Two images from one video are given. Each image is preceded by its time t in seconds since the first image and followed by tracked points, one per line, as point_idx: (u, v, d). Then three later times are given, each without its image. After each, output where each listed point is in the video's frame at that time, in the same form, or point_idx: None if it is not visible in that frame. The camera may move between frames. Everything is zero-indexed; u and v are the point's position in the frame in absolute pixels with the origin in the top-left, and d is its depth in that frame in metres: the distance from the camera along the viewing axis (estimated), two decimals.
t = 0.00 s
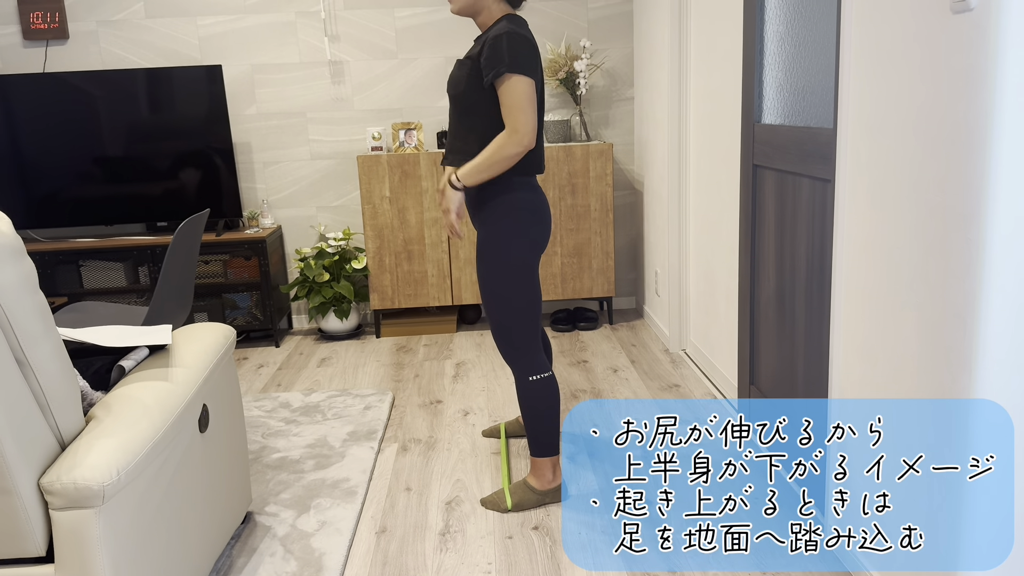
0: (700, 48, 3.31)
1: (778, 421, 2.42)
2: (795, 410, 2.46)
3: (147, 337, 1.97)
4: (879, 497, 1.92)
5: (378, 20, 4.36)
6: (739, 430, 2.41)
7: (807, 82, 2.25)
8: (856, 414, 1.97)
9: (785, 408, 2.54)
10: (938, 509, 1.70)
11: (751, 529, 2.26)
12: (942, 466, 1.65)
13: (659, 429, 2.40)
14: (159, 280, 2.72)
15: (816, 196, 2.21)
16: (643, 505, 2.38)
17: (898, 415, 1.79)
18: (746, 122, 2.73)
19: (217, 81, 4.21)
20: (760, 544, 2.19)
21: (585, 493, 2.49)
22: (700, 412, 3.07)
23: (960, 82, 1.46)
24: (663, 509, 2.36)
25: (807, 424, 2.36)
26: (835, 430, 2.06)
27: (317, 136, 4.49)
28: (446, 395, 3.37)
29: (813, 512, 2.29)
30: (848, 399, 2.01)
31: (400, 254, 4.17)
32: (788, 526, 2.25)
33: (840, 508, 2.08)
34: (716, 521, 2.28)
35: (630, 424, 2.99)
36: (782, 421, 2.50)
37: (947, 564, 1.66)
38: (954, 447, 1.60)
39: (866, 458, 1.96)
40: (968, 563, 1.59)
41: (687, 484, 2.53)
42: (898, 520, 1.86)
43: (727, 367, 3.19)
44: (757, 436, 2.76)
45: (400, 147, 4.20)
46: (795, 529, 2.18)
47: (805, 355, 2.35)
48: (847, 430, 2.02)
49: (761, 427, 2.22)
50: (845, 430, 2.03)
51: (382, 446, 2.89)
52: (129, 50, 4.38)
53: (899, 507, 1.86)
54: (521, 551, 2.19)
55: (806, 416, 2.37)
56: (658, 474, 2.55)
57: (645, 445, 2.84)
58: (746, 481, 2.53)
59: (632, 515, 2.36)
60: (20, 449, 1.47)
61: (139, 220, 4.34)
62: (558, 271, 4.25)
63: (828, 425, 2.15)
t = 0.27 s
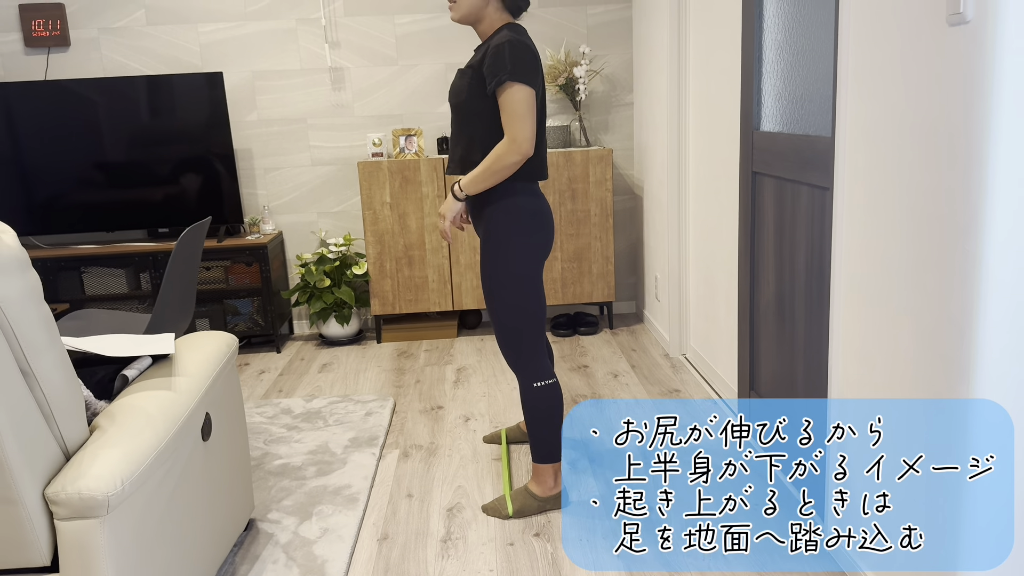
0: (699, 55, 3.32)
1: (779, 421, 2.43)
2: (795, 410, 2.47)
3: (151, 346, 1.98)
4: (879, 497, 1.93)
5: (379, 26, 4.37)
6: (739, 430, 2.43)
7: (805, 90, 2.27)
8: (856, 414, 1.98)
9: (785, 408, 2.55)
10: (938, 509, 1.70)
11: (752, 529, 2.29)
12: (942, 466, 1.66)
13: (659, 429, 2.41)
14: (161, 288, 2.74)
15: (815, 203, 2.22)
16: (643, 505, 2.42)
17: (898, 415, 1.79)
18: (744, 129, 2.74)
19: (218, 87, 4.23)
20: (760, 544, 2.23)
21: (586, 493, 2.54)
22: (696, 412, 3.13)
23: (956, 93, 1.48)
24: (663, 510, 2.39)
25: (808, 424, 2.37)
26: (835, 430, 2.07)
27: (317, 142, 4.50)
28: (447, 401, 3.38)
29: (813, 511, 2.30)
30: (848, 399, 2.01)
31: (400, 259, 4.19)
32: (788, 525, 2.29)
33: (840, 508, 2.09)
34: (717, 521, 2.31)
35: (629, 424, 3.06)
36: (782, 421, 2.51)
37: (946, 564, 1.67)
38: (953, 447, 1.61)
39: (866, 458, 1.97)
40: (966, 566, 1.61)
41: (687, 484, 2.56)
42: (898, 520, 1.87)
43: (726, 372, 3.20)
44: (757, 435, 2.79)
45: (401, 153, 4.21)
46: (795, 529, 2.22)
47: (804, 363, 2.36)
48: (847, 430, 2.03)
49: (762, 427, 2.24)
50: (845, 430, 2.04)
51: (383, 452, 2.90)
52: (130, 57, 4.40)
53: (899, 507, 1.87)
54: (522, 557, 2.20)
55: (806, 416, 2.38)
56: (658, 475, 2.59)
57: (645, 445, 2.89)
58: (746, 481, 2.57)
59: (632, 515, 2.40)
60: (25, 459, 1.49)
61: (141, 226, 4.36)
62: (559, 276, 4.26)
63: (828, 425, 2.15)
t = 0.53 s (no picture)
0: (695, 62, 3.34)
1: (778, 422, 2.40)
2: (795, 410, 2.44)
3: (149, 359, 2.00)
4: (879, 497, 1.91)
5: (376, 33, 4.39)
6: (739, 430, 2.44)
7: (799, 101, 2.28)
8: (855, 414, 1.95)
9: (785, 408, 2.52)
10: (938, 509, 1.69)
11: (752, 529, 2.32)
12: (942, 466, 1.64)
13: (659, 429, 2.44)
14: (160, 298, 2.75)
15: (809, 213, 2.23)
16: (643, 505, 2.46)
17: (897, 413, 1.77)
18: (740, 137, 2.76)
19: (217, 94, 4.24)
20: (760, 544, 2.26)
21: (586, 494, 2.59)
22: (687, 412, 3.20)
23: (946, 108, 1.49)
24: (663, 510, 2.43)
25: (807, 424, 2.35)
26: (835, 430, 2.03)
27: (315, 149, 4.51)
28: (445, 408, 3.40)
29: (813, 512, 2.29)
30: (847, 399, 1.98)
31: (399, 266, 4.20)
32: (788, 525, 2.31)
33: (841, 507, 2.08)
34: (716, 521, 2.34)
35: (630, 423, 3.14)
36: (782, 421, 2.49)
37: (944, 565, 1.66)
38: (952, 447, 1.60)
39: (866, 458, 1.94)
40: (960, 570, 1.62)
41: (687, 484, 2.59)
42: (898, 520, 1.85)
43: (723, 377, 3.21)
44: (757, 435, 2.79)
45: (399, 159, 4.22)
46: (795, 529, 2.23)
47: (799, 371, 2.38)
48: (847, 430, 1.99)
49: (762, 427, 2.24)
50: (845, 430, 2.00)
51: (382, 460, 2.91)
52: (129, 65, 4.41)
53: (899, 507, 1.85)
54: (520, 566, 2.21)
55: (806, 416, 2.36)
56: (658, 474, 2.62)
57: (645, 444, 2.93)
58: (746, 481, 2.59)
59: (632, 515, 2.44)
60: (25, 474, 1.50)
61: (140, 232, 4.37)
62: (556, 282, 4.27)
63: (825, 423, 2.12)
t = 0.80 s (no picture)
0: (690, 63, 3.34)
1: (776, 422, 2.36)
2: (795, 410, 2.40)
3: (143, 363, 2.00)
4: (879, 497, 1.90)
5: (372, 34, 4.38)
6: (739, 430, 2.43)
7: (792, 103, 2.28)
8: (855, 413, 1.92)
9: (785, 408, 2.49)
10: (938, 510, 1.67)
11: (752, 529, 2.33)
12: (942, 466, 1.62)
13: (659, 430, 2.46)
14: (155, 301, 2.75)
15: (803, 215, 2.24)
16: (643, 504, 2.46)
17: (895, 411, 1.75)
18: (734, 138, 2.76)
19: (212, 95, 4.24)
20: (760, 545, 2.27)
21: (586, 494, 2.59)
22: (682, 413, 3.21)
23: (937, 113, 1.49)
24: (663, 509, 2.44)
25: (807, 424, 2.31)
26: (835, 430, 2.01)
27: (311, 149, 4.51)
28: (442, 408, 3.40)
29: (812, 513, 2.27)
30: (846, 398, 1.96)
31: (395, 266, 4.20)
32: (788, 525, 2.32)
33: (841, 508, 2.06)
34: (716, 520, 2.35)
35: (630, 423, 3.15)
36: (781, 421, 2.45)
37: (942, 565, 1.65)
38: (952, 445, 1.58)
39: (867, 458, 1.92)
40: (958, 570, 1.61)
41: (687, 484, 2.59)
42: (898, 520, 1.83)
43: (719, 378, 3.22)
44: (757, 435, 2.76)
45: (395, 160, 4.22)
46: (795, 529, 2.22)
47: (793, 374, 2.38)
48: (847, 430, 1.97)
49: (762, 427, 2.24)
50: (845, 430, 1.98)
51: (378, 462, 2.92)
52: (125, 66, 4.41)
53: (899, 507, 1.83)
54: (515, 568, 2.22)
55: (806, 416, 2.32)
56: (658, 474, 2.62)
57: (645, 444, 2.94)
58: (745, 481, 2.59)
59: (632, 515, 2.44)
60: (19, 481, 1.50)
61: (137, 233, 4.37)
62: (553, 282, 4.28)
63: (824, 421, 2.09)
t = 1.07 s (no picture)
0: (693, 63, 3.34)
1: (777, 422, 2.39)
2: (795, 410, 2.43)
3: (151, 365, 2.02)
4: (879, 497, 1.91)
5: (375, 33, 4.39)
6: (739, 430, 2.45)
7: (795, 104, 2.29)
8: (855, 413, 1.94)
9: (785, 409, 2.51)
10: (938, 510, 1.68)
11: (752, 529, 2.34)
12: (942, 466, 1.63)
13: (659, 429, 2.47)
14: (160, 303, 2.76)
15: (806, 216, 2.24)
16: (643, 505, 2.47)
17: (897, 411, 1.76)
18: (737, 139, 2.76)
19: (216, 95, 4.25)
20: (760, 544, 2.27)
21: (585, 494, 2.60)
22: (685, 412, 3.22)
23: (940, 117, 1.50)
24: (663, 509, 2.45)
25: (808, 424, 2.34)
26: (835, 430, 2.02)
27: (315, 149, 4.52)
28: (445, 408, 3.41)
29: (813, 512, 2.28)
30: (846, 399, 1.97)
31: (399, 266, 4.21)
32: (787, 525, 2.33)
33: (840, 508, 2.07)
34: (717, 520, 2.36)
35: (630, 423, 3.16)
36: (781, 421, 2.48)
37: (944, 566, 1.66)
38: (952, 445, 1.59)
39: (867, 458, 1.94)
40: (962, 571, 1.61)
41: (687, 484, 2.60)
42: (898, 520, 1.85)
43: (721, 377, 3.23)
44: (757, 435, 2.79)
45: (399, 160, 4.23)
46: (795, 529, 2.24)
47: (796, 376, 2.39)
48: (847, 430, 1.98)
49: (762, 427, 2.26)
50: (845, 431, 1.99)
51: (382, 461, 2.93)
52: (128, 66, 4.42)
53: (899, 507, 1.84)
54: (518, 568, 2.23)
55: (806, 416, 2.35)
56: (658, 474, 2.64)
57: (645, 445, 2.95)
58: (746, 481, 2.60)
59: (632, 515, 2.45)
60: (28, 483, 1.51)
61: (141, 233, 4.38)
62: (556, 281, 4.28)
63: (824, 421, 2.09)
